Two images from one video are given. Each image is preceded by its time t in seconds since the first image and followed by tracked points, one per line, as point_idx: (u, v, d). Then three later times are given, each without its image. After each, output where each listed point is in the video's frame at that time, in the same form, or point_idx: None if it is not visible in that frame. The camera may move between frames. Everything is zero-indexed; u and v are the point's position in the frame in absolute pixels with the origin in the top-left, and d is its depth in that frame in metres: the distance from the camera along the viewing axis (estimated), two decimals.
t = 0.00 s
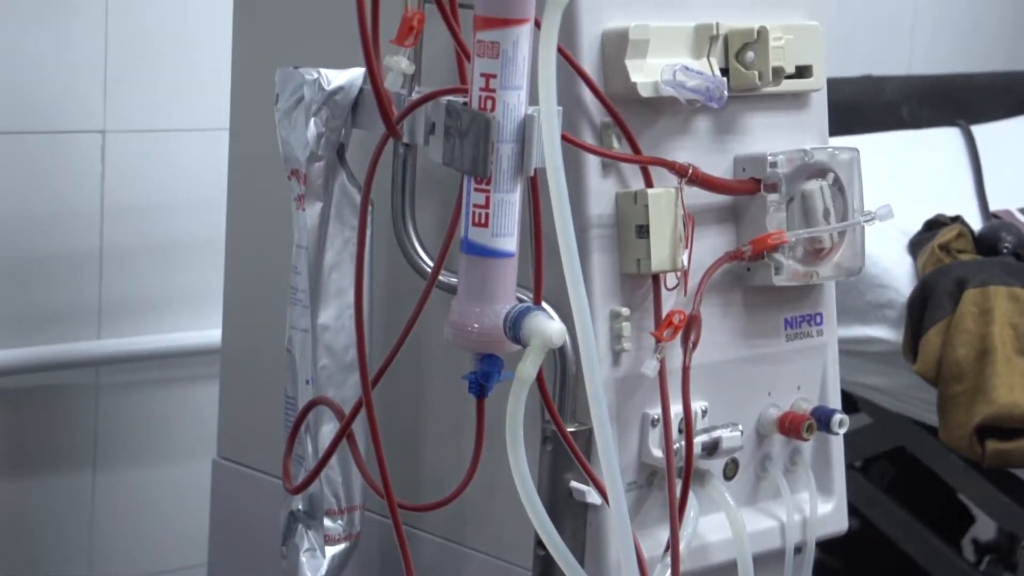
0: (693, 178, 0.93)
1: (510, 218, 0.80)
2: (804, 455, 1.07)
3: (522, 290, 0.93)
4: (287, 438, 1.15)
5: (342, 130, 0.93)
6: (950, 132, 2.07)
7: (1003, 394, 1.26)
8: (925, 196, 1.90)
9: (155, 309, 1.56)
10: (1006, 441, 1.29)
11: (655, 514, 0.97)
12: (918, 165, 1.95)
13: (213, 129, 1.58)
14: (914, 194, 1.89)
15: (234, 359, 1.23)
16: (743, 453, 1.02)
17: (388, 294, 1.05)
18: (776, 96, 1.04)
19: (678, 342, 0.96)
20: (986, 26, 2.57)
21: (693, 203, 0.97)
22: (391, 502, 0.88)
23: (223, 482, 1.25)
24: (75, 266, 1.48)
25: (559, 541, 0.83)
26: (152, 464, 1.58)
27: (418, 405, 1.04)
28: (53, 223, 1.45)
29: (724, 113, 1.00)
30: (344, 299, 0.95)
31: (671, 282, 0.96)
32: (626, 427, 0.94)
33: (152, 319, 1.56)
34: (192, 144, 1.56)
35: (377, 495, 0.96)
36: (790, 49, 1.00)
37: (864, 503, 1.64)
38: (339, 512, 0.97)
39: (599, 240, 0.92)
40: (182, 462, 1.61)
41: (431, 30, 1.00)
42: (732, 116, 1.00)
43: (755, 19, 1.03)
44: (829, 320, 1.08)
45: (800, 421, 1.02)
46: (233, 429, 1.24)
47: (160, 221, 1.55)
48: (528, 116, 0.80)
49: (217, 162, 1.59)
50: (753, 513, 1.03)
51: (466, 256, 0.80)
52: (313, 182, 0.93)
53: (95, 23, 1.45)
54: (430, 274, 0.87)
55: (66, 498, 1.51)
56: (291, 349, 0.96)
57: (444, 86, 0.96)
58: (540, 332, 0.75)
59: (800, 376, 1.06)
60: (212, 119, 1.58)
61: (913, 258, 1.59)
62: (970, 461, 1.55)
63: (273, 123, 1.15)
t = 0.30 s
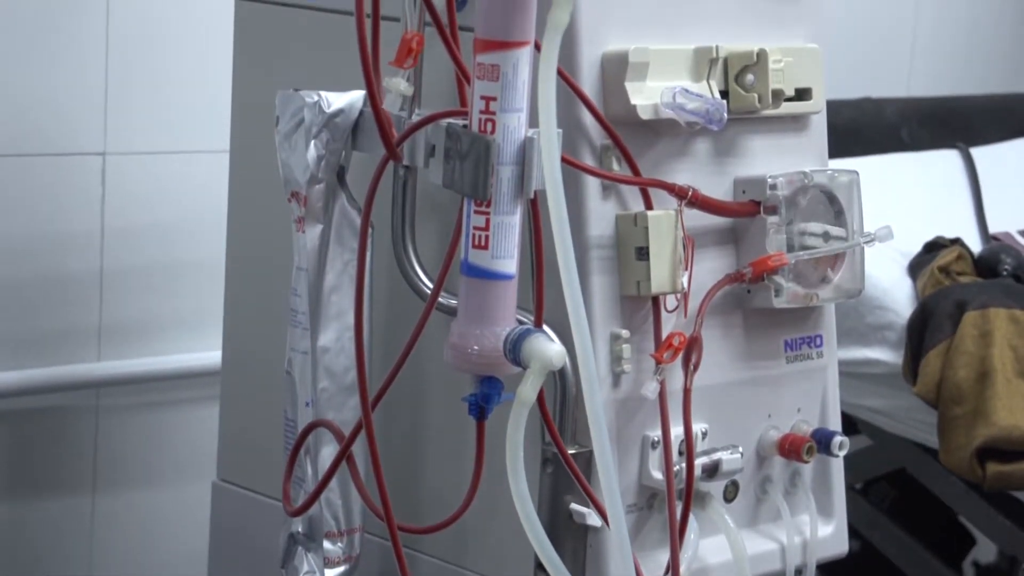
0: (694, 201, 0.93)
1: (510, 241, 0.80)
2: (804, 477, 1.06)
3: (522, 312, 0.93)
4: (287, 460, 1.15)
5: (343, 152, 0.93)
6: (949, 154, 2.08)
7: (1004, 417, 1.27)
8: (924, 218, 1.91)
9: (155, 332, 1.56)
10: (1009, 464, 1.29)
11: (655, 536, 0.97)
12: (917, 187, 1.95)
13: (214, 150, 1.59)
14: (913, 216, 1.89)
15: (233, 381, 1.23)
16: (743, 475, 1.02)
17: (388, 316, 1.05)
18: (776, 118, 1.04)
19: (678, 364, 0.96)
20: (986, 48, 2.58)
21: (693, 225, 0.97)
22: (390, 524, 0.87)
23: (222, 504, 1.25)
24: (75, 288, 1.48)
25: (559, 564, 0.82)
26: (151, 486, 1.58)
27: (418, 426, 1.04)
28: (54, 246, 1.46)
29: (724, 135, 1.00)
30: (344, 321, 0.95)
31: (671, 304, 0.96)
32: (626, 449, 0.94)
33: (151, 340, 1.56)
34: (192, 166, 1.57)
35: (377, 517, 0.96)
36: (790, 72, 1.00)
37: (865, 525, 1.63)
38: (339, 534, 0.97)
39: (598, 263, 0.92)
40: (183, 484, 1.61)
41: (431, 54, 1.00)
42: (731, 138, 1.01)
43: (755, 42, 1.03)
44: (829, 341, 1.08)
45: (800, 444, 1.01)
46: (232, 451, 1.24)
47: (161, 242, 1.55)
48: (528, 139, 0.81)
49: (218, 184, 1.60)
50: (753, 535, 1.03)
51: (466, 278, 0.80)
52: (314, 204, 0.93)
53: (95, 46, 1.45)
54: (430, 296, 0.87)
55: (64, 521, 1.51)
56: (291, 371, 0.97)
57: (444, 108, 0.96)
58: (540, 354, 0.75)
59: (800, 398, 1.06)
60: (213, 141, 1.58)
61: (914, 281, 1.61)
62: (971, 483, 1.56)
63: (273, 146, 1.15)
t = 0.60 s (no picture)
0: (693, 223, 0.93)
1: (510, 262, 0.80)
2: (804, 499, 1.06)
3: (522, 334, 0.94)
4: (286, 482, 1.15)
5: (342, 175, 0.94)
6: (947, 176, 2.09)
7: (1004, 440, 1.31)
8: (922, 241, 1.92)
9: (154, 353, 1.57)
10: (1007, 486, 1.34)
11: (655, 558, 0.97)
12: (916, 211, 1.96)
13: (215, 173, 1.59)
14: (912, 240, 1.90)
15: (233, 402, 1.23)
16: (743, 497, 1.02)
17: (388, 337, 1.06)
18: (775, 141, 1.04)
19: (677, 386, 0.96)
20: (984, 70, 2.59)
21: (693, 247, 0.97)
22: (389, 546, 0.87)
23: (221, 526, 1.25)
24: (75, 310, 1.48)
25: None
26: (150, 507, 1.58)
27: (417, 448, 1.04)
28: (54, 268, 1.46)
29: (723, 157, 1.00)
30: (343, 343, 0.95)
31: (671, 326, 0.96)
32: (626, 471, 0.94)
33: (149, 362, 1.57)
34: (192, 188, 1.57)
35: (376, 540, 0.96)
36: (790, 94, 1.00)
37: (865, 546, 1.67)
38: (339, 556, 0.96)
39: (598, 285, 0.92)
40: (183, 506, 1.61)
41: (431, 77, 1.01)
42: (730, 161, 1.01)
43: (753, 66, 1.03)
44: (829, 363, 1.08)
45: (800, 466, 1.01)
46: (232, 473, 1.24)
47: (161, 264, 1.55)
48: (527, 161, 0.81)
49: (219, 206, 1.60)
50: (753, 557, 1.03)
51: (465, 300, 0.80)
52: (314, 227, 0.93)
53: (95, 69, 1.46)
54: (429, 318, 0.87)
55: (63, 543, 1.50)
56: (291, 394, 0.97)
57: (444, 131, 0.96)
58: (540, 376, 0.75)
59: (800, 419, 1.06)
60: (214, 163, 1.59)
61: (913, 303, 1.63)
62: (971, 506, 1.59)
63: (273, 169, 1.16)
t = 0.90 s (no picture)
0: (693, 243, 0.94)
1: (510, 283, 0.80)
2: (804, 519, 1.06)
3: (521, 355, 0.94)
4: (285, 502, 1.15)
5: (342, 195, 0.93)
6: (946, 197, 2.09)
7: (1004, 460, 1.31)
8: (921, 262, 1.92)
9: (153, 374, 1.57)
10: (1007, 507, 1.33)
11: None
12: (915, 231, 1.97)
13: (215, 193, 1.59)
14: (911, 261, 1.91)
15: (233, 422, 1.23)
16: (743, 516, 1.02)
17: (388, 358, 1.06)
18: (774, 162, 1.04)
19: (677, 406, 0.96)
20: (983, 90, 2.60)
21: (692, 267, 0.97)
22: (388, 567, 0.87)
23: (221, 547, 1.24)
24: (74, 331, 1.49)
25: None
26: (150, 528, 1.58)
27: (417, 468, 1.04)
28: (53, 289, 1.46)
29: (722, 177, 1.00)
30: (343, 363, 0.95)
31: (670, 346, 0.96)
32: (626, 491, 0.94)
33: (149, 383, 1.57)
34: (193, 209, 1.57)
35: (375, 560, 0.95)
36: (788, 115, 1.01)
37: (864, 567, 1.68)
38: None
39: (598, 305, 0.92)
40: (182, 527, 1.61)
41: (431, 98, 1.01)
42: (729, 181, 1.01)
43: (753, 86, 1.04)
44: (829, 384, 1.08)
45: (800, 486, 1.01)
46: (232, 493, 1.23)
47: (161, 285, 1.56)
48: (527, 181, 0.81)
49: (219, 226, 1.60)
50: None
51: (464, 321, 0.80)
52: (313, 247, 0.94)
53: (96, 91, 1.47)
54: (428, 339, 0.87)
55: (61, 564, 1.50)
56: (291, 414, 0.97)
57: (444, 152, 0.97)
58: (540, 397, 0.75)
59: (799, 439, 1.06)
60: (215, 183, 1.59)
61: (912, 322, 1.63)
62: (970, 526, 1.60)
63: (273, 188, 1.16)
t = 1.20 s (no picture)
0: (692, 262, 0.94)
1: (510, 302, 0.80)
2: (804, 538, 1.06)
3: (520, 374, 0.94)
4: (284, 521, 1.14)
5: (341, 214, 0.94)
6: (946, 216, 2.11)
7: (1004, 478, 1.31)
8: (922, 281, 1.94)
9: (152, 392, 1.57)
10: (1008, 526, 1.33)
11: None
12: (915, 249, 1.98)
13: (216, 211, 1.60)
14: (911, 279, 1.92)
15: (232, 440, 1.23)
16: (743, 536, 1.01)
17: (387, 377, 1.07)
18: (773, 181, 1.04)
19: (676, 425, 0.96)
20: (982, 109, 2.61)
21: (692, 286, 0.97)
22: None
23: (219, 565, 1.24)
24: (73, 350, 1.49)
25: None
26: (149, 547, 1.58)
27: (417, 487, 1.04)
28: (53, 308, 1.47)
29: (721, 196, 1.00)
30: (342, 383, 0.95)
31: (670, 365, 0.96)
32: (626, 511, 0.94)
33: (148, 401, 1.57)
34: (193, 228, 1.58)
35: None
36: (787, 134, 1.01)
37: None
38: None
39: (597, 324, 0.92)
40: (181, 545, 1.61)
41: (430, 118, 1.02)
42: (728, 200, 1.01)
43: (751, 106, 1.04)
44: (828, 403, 1.08)
45: (800, 505, 1.01)
46: (230, 512, 1.23)
47: (161, 304, 1.56)
48: (526, 200, 0.81)
49: (219, 245, 1.61)
50: None
51: (463, 339, 0.81)
52: (313, 266, 0.94)
53: (96, 110, 1.47)
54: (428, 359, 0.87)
55: None
56: (290, 433, 0.97)
57: (444, 171, 0.97)
58: (540, 416, 0.75)
59: (798, 458, 1.06)
60: (216, 201, 1.60)
61: (912, 342, 1.65)
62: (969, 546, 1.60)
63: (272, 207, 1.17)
